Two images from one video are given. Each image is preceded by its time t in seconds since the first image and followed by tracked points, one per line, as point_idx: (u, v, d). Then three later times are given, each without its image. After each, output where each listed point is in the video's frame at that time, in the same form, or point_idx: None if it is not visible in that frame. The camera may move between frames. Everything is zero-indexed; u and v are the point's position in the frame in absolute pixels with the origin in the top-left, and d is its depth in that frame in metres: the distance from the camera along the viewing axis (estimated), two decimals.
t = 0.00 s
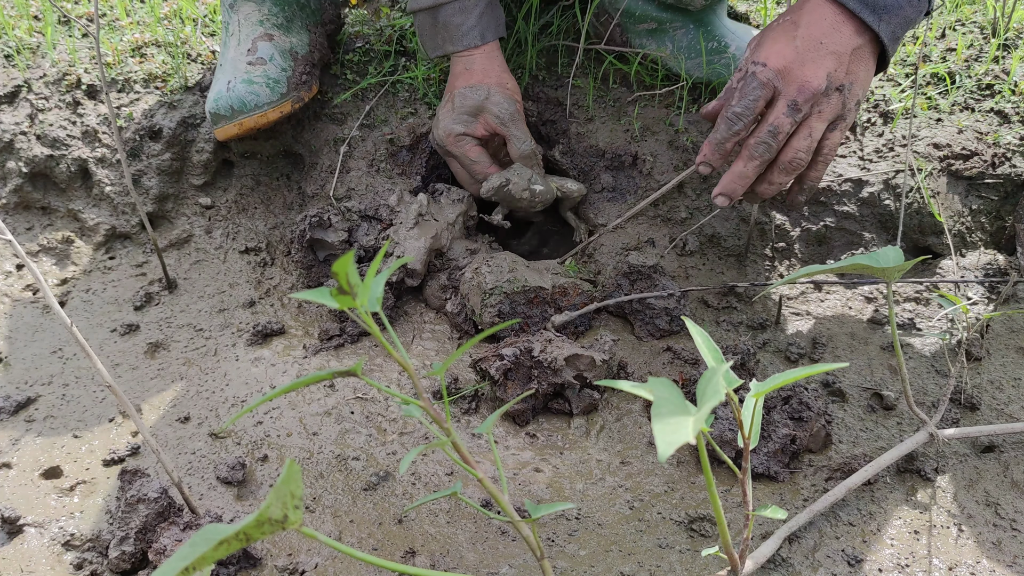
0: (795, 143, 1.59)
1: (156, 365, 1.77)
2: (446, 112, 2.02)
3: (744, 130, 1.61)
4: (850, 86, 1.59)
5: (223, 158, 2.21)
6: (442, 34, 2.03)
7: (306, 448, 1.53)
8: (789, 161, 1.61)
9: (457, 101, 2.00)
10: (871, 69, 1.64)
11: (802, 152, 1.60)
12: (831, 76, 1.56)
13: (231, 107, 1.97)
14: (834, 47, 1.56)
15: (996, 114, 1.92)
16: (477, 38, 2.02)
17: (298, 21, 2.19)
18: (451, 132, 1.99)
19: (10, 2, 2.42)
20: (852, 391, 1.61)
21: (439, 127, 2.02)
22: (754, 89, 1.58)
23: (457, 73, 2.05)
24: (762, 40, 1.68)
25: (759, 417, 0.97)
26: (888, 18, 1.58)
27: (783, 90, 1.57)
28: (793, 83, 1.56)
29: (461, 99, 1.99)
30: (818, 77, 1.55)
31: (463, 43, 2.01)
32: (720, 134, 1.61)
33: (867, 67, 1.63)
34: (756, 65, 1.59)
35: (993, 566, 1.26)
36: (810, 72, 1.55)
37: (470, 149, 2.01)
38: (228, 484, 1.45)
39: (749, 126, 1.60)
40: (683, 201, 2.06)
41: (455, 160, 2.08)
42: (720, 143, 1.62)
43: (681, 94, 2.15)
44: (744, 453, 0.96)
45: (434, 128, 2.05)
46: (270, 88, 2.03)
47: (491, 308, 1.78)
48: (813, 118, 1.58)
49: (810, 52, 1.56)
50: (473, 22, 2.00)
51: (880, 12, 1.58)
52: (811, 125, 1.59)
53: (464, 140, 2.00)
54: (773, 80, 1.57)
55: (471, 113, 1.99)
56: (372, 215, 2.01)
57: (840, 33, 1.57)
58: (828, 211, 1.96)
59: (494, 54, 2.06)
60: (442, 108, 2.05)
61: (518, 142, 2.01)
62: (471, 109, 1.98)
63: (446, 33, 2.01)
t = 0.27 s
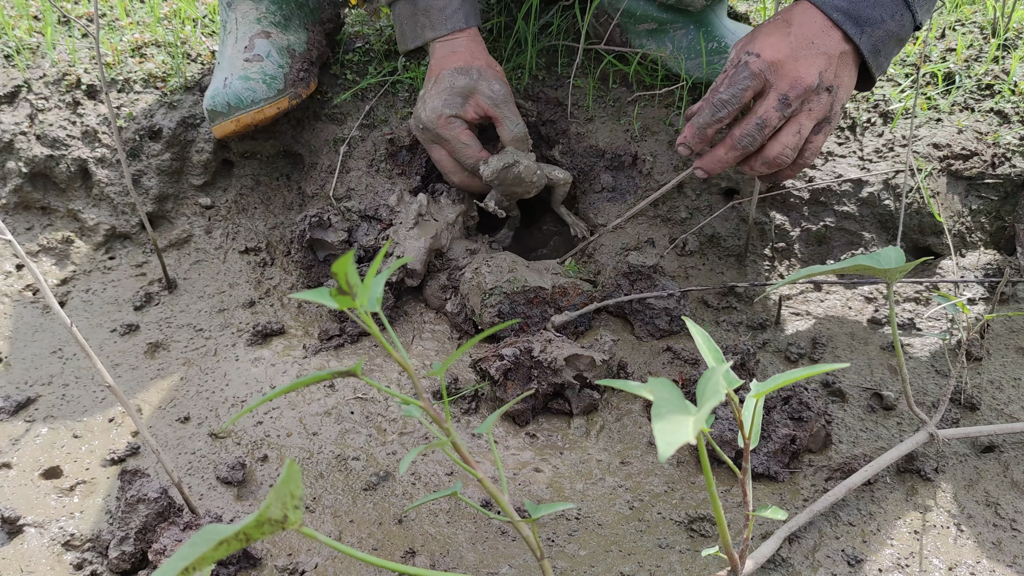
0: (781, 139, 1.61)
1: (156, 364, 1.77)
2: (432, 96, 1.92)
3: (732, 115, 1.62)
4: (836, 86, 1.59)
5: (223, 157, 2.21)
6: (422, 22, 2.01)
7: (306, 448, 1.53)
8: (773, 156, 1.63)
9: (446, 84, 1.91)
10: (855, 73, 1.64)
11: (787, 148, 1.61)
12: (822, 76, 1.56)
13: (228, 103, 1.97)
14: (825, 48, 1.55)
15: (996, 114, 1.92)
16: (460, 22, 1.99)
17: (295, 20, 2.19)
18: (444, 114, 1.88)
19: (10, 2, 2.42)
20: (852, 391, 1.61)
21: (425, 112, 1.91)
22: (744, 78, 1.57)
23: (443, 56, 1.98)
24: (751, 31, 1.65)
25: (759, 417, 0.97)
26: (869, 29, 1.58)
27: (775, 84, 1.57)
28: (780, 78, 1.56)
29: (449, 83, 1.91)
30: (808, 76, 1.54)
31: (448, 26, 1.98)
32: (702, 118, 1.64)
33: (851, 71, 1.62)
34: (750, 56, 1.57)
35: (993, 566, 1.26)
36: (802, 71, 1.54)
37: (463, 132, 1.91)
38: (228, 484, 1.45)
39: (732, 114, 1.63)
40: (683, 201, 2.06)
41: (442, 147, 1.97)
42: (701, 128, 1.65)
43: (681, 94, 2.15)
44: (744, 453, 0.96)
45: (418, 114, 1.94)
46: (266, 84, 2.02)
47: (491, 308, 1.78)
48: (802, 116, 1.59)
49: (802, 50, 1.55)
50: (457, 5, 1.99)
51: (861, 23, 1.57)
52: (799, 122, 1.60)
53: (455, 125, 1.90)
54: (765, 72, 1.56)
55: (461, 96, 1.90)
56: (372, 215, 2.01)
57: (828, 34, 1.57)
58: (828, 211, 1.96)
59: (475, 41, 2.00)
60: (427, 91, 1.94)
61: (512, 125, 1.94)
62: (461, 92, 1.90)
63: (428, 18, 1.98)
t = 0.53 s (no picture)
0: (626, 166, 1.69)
1: (156, 364, 1.77)
2: (469, 75, 1.83)
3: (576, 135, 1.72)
4: (684, 113, 1.63)
5: (223, 157, 2.21)
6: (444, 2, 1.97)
7: (306, 448, 1.53)
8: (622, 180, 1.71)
9: (484, 64, 1.84)
10: (718, 98, 1.67)
11: (632, 175, 1.69)
12: (659, 101, 1.60)
13: (225, 100, 1.98)
14: (665, 75, 1.61)
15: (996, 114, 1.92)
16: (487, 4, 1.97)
17: (294, 19, 2.19)
18: (484, 98, 1.80)
19: (10, 2, 2.42)
20: (852, 391, 1.61)
21: (463, 90, 1.81)
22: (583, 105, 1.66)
23: (474, 38, 1.91)
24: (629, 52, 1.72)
25: (759, 417, 0.97)
26: (721, 64, 1.61)
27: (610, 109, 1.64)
28: (615, 104, 1.63)
29: (488, 64, 1.84)
30: (638, 101, 1.60)
31: (476, 3, 1.95)
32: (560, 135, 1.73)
33: (709, 98, 1.66)
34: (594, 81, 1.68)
35: (993, 566, 1.26)
36: (637, 98, 1.60)
37: (499, 118, 1.84)
38: (228, 484, 1.45)
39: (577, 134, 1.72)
40: (683, 201, 2.06)
41: (471, 131, 1.88)
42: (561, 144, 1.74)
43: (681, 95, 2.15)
44: (744, 453, 0.96)
45: (450, 93, 1.82)
46: (264, 81, 2.02)
47: (491, 308, 1.78)
48: (641, 140, 1.64)
49: (641, 77, 1.62)
50: None
51: (713, 56, 1.61)
52: (640, 148, 1.65)
53: (494, 109, 1.83)
54: (600, 97, 1.64)
55: (500, 79, 1.85)
56: (372, 215, 2.01)
57: (676, 63, 1.62)
58: (828, 211, 1.96)
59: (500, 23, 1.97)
60: (460, 71, 1.84)
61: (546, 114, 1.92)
62: (500, 75, 1.85)
63: None
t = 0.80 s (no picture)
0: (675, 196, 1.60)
1: (156, 365, 1.77)
2: (457, 80, 1.83)
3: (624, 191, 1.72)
4: (725, 137, 1.61)
5: (223, 157, 2.21)
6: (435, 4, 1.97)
7: (306, 448, 1.53)
8: (671, 213, 1.60)
9: (472, 68, 1.84)
10: (757, 123, 1.67)
11: (683, 203, 1.59)
12: (694, 129, 1.61)
13: (222, 97, 1.98)
14: (696, 105, 1.65)
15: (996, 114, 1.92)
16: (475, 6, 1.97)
17: (293, 18, 2.19)
18: (474, 102, 1.81)
19: (10, 2, 2.42)
20: (852, 391, 1.61)
21: (452, 95, 1.81)
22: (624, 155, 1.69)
23: (461, 41, 1.91)
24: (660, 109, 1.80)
25: (759, 417, 0.97)
26: (758, 86, 1.66)
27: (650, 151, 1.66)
28: (653, 143, 1.66)
29: (475, 68, 1.85)
30: (675, 134, 1.62)
31: (464, 6, 1.95)
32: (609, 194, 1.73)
33: (748, 122, 1.66)
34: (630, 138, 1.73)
35: (993, 567, 1.26)
36: (671, 132, 1.63)
37: (491, 120, 1.85)
38: (228, 484, 1.45)
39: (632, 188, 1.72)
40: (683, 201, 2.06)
41: (462, 134, 1.87)
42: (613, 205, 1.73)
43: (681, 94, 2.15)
44: (744, 453, 0.96)
45: (439, 98, 1.83)
46: (261, 77, 2.02)
47: (491, 308, 1.78)
48: (684, 170, 1.61)
49: (672, 114, 1.66)
50: None
51: (750, 79, 1.65)
52: (687, 176, 1.60)
53: (484, 112, 1.83)
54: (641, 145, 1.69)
55: (489, 83, 1.85)
56: (372, 215, 2.01)
57: (707, 94, 1.67)
58: (828, 211, 1.96)
59: (488, 27, 1.98)
60: (449, 76, 1.85)
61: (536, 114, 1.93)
62: (488, 78, 1.86)
63: None
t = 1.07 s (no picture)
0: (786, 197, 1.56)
1: (156, 364, 1.77)
2: (438, 90, 1.85)
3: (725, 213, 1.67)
4: (815, 137, 1.62)
5: (223, 157, 2.21)
6: (412, 22, 2.00)
7: (306, 448, 1.53)
8: (784, 211, 1.55)
9: (452, 77, 1.86)
10: (837, 123, 1.68)
11: (795, 200, 1.55)
12: (789, 135, 1.62)
13: (223, 98, 1.98)
14: (783, 111, 1.66)
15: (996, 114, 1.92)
16: (452, 21, 2.00)
17: (293, 18, 2.19)
18: (458, 106, 1.81)
19: (10, 2, 2.42)
20: (852, 391, 1.61)
21: (435, 104, 1.82)
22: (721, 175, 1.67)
23: (441, 54, 1.94)
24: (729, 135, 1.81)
25: (759, 417, 0.97)
26: (835, 87, 1.67)
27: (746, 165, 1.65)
28: (751, 156, 1.64)
29: (455, 75, 1.86)
30: (770, 142, 1.62)
31: (439, 23, 1.98)
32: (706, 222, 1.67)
33: (832, 122, 1.68)
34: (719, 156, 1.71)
35: (993, 566, 1.26)
36: (766, 141, 1.62)
37: (479, 120, 1.83)
38: (228, 484, 1.45)
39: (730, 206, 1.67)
40: (683, 201, 2.06)
41: (454, 140, 1.85)
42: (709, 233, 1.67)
43: (681, 94, 2.16)
44: (744, 453, 0.95)
45: (424, 110, 1.83)
46: (262, 79, 2.03)
47: (491, 308, 1.78)
48: (786, 173, 1.59)
49: (759, 124, 1.66)
50: (449, 6, 2.01)
51: (826, 82, 1.66)
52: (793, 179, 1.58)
53: (469, 113, 1.82)
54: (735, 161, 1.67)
55: (470, 86, 1.86)
56: (372, 215, 2.01)
57: (787, 98, 1.68)
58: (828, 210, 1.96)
59: (467, 39, 2.00)
60: (430, 89, 1.86)
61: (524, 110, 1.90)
62: (469, 83, 1.86)
63: (424, 17, 1.99)
